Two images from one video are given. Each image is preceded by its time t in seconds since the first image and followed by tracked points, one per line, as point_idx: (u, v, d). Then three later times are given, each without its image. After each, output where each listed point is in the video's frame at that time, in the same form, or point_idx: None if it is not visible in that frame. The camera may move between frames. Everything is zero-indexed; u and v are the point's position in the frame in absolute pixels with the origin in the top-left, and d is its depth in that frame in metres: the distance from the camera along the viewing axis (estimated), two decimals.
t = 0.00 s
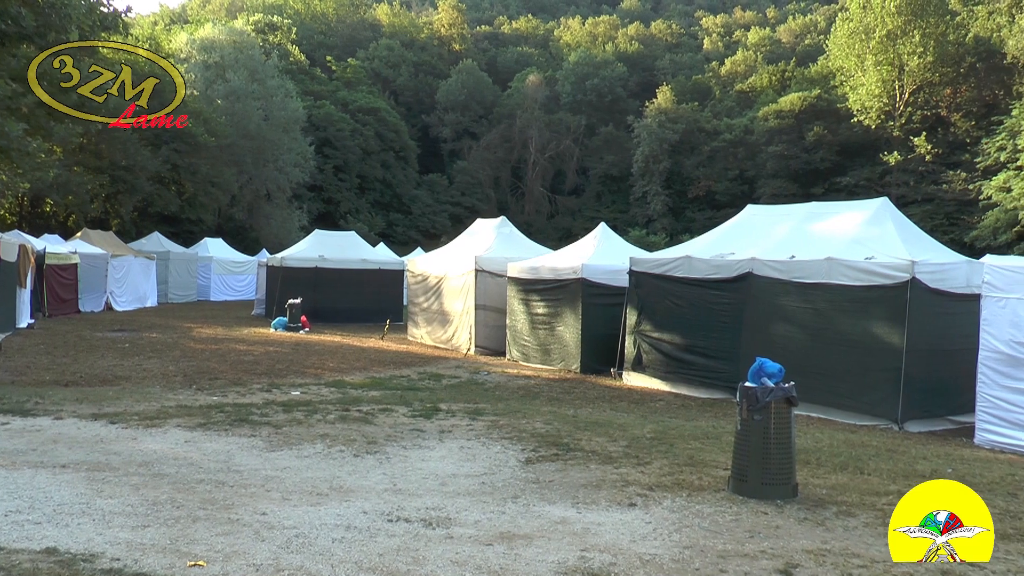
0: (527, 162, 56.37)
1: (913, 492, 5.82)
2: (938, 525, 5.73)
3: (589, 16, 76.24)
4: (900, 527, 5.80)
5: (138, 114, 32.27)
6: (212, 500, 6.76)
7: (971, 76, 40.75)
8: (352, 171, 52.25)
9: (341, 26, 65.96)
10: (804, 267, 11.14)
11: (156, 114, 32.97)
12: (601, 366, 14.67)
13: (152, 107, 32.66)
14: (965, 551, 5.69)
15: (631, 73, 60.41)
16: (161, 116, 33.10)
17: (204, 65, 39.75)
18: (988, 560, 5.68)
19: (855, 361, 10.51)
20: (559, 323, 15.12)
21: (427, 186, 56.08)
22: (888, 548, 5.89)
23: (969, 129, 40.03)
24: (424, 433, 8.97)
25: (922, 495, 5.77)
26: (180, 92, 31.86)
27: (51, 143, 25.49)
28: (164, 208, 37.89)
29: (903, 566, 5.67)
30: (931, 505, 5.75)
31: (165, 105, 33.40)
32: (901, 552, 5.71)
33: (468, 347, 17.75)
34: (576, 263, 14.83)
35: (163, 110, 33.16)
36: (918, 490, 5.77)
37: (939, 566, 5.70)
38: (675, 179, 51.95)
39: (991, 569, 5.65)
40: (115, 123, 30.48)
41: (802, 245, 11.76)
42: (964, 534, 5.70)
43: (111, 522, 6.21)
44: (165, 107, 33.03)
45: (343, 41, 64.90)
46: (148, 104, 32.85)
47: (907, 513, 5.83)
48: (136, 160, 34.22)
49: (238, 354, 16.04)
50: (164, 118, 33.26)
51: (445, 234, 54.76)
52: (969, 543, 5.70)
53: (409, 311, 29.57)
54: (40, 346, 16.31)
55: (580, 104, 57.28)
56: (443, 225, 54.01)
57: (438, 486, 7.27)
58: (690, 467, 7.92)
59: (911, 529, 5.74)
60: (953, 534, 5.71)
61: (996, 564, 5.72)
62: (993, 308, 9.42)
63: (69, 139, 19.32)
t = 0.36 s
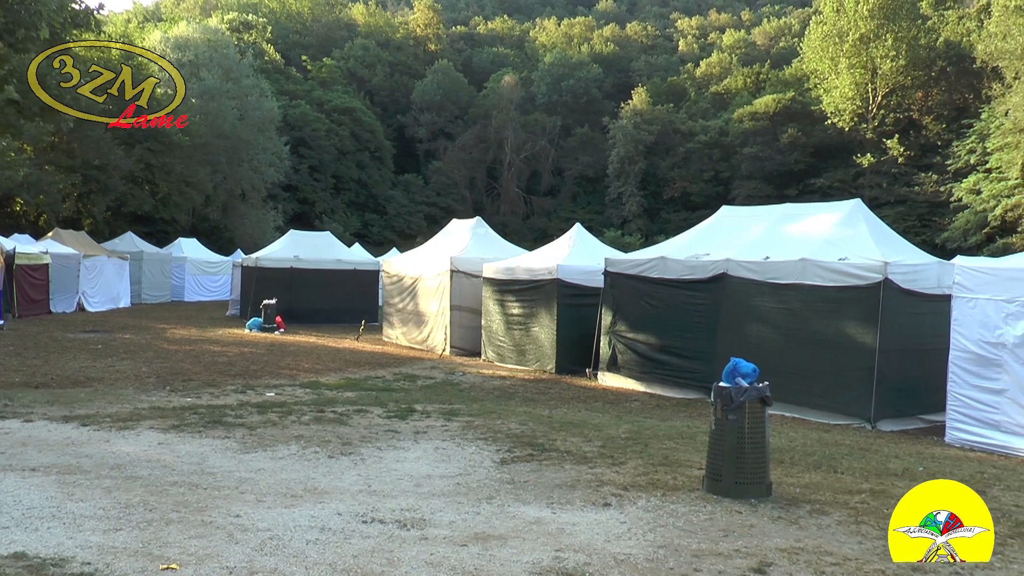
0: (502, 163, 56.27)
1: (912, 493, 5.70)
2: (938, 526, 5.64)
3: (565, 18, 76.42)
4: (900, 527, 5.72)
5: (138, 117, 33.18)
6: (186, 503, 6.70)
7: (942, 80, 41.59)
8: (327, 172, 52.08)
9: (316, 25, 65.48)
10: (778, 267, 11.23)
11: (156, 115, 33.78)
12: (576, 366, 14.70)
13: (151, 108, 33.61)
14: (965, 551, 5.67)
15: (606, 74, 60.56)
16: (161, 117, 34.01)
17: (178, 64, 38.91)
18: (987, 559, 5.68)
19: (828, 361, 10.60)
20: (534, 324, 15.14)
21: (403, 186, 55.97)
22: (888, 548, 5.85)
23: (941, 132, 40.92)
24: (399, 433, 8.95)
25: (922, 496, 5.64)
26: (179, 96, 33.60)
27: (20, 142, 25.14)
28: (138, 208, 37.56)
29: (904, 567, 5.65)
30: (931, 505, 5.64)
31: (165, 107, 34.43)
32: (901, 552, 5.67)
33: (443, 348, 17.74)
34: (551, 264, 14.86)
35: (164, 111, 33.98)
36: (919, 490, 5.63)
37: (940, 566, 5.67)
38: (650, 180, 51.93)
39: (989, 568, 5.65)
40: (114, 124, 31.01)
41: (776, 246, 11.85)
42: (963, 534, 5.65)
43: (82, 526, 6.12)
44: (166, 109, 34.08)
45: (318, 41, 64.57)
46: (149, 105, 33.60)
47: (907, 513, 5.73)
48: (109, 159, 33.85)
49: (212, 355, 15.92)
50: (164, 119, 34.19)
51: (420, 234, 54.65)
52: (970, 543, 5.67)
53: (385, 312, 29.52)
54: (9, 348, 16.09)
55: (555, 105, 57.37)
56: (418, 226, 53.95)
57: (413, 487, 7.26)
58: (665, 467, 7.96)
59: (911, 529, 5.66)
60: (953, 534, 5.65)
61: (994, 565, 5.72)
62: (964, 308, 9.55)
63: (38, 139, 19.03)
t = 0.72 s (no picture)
0: (479, 163, 56.19)
1: (913, 492, 5.83)
2: (938, 525, 5.74)
3: (541, 19, 76.62)
4: (900, 527, 5.81)
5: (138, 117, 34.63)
6: (158, 504, 6.64)
7: (915, 84, 41.96)
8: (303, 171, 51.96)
9: (293, 23, 65.03)
10: (753, 268, 11.30)
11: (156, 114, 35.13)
12: (551, 366, 14.74)
13: (151, 108, 35.04)
14: (965, 551, 5.72)
15: (584, 75, 60.68)
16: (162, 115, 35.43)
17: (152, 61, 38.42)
18: (988, 560, 5.73)
19: (804, 362, 10.68)
20: (510, 324, 15.15)
21: (378, 186, 55.86)
22: (888, 550, 5.90)
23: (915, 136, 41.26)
24: (374, 433, 8.95)
25: (921, 495, 5.78)
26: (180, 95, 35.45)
27: None
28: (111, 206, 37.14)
29: (904, 565, 5.69)
30: (931, 505, 5.75)
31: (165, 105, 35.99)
32: (902, 552, 5.73)
33: (419, 348, 17.72)
34: (527, 264, 14.87)
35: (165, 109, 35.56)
36: (918, 490, 5.77)
37: (941, 566, 5.71)
38: (627, 181, 51.78)
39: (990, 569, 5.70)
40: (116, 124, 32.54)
41: (752, 247, 11.91)
42: (963, 534, 5.73)
43: (52, 528, 6.04)
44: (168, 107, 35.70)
45: (294, 39, 64.23)
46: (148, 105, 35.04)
47: (907, 513, 5.83)
48: (82, 156, 33.49)
49: (186, 355, 15.82)
50: (164, 117, 35.58)
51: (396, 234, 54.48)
52: (969, 543, 5.73)
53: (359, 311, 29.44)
54: None
55: (532, 105, 57.44)
56: (394, 225, 53.84)
57: (387, 487, 7.25)
58: (641, 467, 7.99)
59: (911, 529, 5.75)
60: (953, 534, 5.73)
61: (995, 565, 5.76)
62: (935, 310, 9.66)
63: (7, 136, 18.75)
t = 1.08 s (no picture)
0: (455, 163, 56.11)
1: (913, 492, 5.68)
2: (938, 526, 5.64)
3: (518, 19, 76.68)
4: (900, 527, 5.75)
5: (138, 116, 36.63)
6: (130, 504, 6.59)
7: (889, 88, 42.38)
8: (279, 169, 51.78)
9: (270, 20, 64.49)
10: (728, 269, 11.38)
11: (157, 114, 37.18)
12: (526, 366, 14.76)
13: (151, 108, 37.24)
14: (965, 551, 5.70)
15: (561, 75, 60.71)
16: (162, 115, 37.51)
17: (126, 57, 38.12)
18: (987, 558, 5.73)
19: (777, 362, 10.77)
20: (485, 324, 15.17)
21: (354, 184, 55.70)
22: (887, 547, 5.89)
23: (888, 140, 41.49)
24: (348, 432, 8.93)
25: (921, 496, 5.63)
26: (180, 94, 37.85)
27: None
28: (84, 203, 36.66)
29: (904, 566, 5.71)
30: (931, 506, 5.62)
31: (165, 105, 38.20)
32: (902, 551, 5.72)
33: (394, 347, 17.69)
34: (502, 264, 14.88)
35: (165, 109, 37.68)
36: (919, 492, 5.61)
37: (940, 565, 5.73)
38: (602, 181, 51.72)
39: (990, 567, 5.70)
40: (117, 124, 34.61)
41: (727, 248, 11.99)
42: (964, 534, 5.65)
43: (20, 529, 5.97)
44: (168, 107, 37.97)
45: (271, 36, 63.79)
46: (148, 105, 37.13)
47: (906, 512, 5.74)
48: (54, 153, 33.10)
49: (160, 354, 15.71)
50: (164, 117, 37.70)
51: (372, 233, 54.23)
52: (970, 543, 5.68)
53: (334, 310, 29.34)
54: None
55: (509, 105, 57.41)
56: (370, 224, 53.70)
57: (361, 487, 7.23)
58: (614, 466, 8.02)
59: (911, 529, 5.68)
60: (953, 534, 5.65)
61: (992, 562, 5.78)
62: (908, 311, 9.76)
63: None
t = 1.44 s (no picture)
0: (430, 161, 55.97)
1: (912, 493, 5.51)
2: (938, 525, 5.51)
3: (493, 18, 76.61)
4: (900, 526, 5.64)
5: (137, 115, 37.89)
6: (99, 504, 6.54)
7: (862, 90, 42.93)
8: (252, 166, 51.54)
9: (244, 16, 64.01)
10: (701, 268, 11.44)
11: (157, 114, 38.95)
12: (500, 365, 14.77)
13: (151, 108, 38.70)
14: (964, 550, 5.62)
15: (536, 74, 60.72)
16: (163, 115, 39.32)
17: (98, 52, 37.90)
18: (987, 557, 5.66)
19: (750, 361, 10.86)
20: (459, 323, 15.18)
21: (328, 182, 55.49)
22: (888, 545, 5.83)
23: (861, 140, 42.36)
24: (320, 432, 8.91)
25: (921, 497, 5.46)
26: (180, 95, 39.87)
27: None
28: (55, 198, 36.21)
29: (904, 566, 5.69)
30: (931, 506, 5.46)
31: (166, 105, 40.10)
32: (902, 551, 5.66)
33: (368, 346, 17.65)
34: (477, 262, 14.87)
35: (165, 109, 39.54)
36: (918, 493, 5.44)
37: (940, 564, 5.68)
38: (577, 180, 51.87)
39: (989, 565, 5.65)
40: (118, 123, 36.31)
41: (700, 248, 12.06)
42: (964, 534, 5.52)
43: None
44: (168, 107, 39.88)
45: (245, 32, 63.28)
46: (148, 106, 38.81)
47: (906, 512, 5.61)
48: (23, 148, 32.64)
49: (131, 353, 15.54)
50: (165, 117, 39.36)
51: (347, 231, 53.96)
52: (969, 543, 5.57)
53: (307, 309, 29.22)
54: None
55: (483, 103, 57.34)
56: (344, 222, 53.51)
57: (333, 486, 7.21)
58: (586, 464, 8.07)
59: (911, 529, 5.57)
60: (953, 534, 5.53)
61: (991, 559, 5.73)
62: (879, 310, 9.87)
63: None
